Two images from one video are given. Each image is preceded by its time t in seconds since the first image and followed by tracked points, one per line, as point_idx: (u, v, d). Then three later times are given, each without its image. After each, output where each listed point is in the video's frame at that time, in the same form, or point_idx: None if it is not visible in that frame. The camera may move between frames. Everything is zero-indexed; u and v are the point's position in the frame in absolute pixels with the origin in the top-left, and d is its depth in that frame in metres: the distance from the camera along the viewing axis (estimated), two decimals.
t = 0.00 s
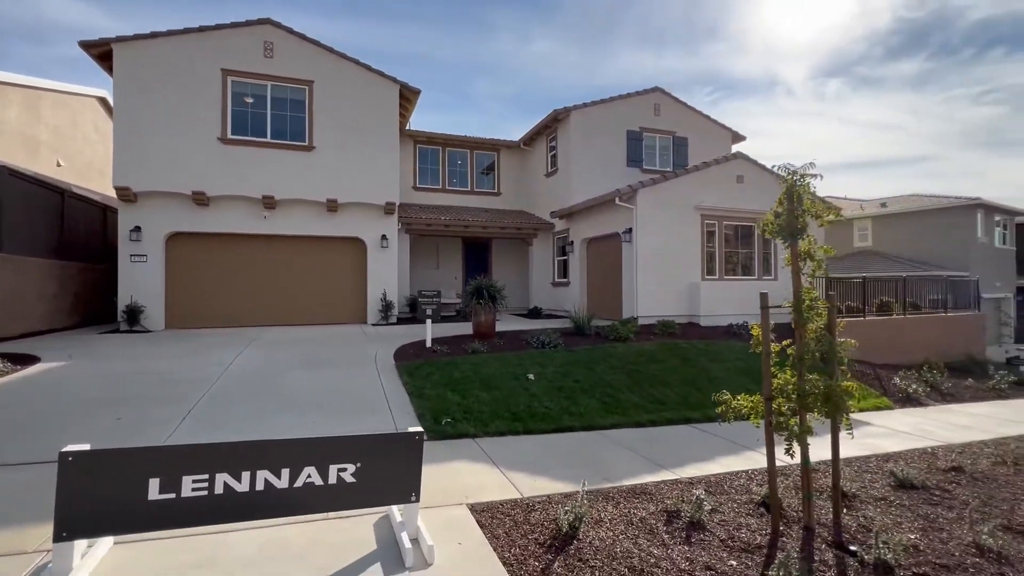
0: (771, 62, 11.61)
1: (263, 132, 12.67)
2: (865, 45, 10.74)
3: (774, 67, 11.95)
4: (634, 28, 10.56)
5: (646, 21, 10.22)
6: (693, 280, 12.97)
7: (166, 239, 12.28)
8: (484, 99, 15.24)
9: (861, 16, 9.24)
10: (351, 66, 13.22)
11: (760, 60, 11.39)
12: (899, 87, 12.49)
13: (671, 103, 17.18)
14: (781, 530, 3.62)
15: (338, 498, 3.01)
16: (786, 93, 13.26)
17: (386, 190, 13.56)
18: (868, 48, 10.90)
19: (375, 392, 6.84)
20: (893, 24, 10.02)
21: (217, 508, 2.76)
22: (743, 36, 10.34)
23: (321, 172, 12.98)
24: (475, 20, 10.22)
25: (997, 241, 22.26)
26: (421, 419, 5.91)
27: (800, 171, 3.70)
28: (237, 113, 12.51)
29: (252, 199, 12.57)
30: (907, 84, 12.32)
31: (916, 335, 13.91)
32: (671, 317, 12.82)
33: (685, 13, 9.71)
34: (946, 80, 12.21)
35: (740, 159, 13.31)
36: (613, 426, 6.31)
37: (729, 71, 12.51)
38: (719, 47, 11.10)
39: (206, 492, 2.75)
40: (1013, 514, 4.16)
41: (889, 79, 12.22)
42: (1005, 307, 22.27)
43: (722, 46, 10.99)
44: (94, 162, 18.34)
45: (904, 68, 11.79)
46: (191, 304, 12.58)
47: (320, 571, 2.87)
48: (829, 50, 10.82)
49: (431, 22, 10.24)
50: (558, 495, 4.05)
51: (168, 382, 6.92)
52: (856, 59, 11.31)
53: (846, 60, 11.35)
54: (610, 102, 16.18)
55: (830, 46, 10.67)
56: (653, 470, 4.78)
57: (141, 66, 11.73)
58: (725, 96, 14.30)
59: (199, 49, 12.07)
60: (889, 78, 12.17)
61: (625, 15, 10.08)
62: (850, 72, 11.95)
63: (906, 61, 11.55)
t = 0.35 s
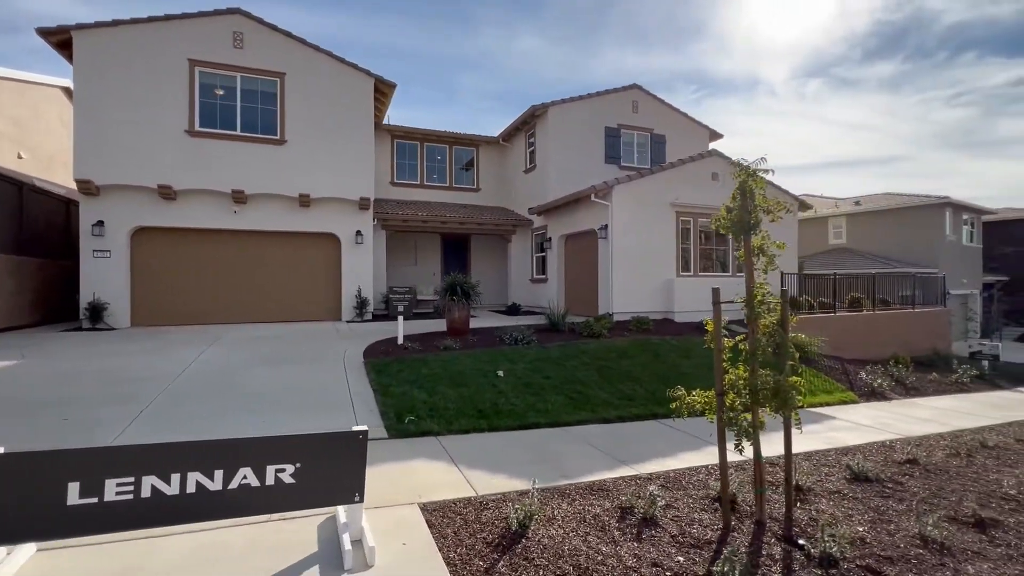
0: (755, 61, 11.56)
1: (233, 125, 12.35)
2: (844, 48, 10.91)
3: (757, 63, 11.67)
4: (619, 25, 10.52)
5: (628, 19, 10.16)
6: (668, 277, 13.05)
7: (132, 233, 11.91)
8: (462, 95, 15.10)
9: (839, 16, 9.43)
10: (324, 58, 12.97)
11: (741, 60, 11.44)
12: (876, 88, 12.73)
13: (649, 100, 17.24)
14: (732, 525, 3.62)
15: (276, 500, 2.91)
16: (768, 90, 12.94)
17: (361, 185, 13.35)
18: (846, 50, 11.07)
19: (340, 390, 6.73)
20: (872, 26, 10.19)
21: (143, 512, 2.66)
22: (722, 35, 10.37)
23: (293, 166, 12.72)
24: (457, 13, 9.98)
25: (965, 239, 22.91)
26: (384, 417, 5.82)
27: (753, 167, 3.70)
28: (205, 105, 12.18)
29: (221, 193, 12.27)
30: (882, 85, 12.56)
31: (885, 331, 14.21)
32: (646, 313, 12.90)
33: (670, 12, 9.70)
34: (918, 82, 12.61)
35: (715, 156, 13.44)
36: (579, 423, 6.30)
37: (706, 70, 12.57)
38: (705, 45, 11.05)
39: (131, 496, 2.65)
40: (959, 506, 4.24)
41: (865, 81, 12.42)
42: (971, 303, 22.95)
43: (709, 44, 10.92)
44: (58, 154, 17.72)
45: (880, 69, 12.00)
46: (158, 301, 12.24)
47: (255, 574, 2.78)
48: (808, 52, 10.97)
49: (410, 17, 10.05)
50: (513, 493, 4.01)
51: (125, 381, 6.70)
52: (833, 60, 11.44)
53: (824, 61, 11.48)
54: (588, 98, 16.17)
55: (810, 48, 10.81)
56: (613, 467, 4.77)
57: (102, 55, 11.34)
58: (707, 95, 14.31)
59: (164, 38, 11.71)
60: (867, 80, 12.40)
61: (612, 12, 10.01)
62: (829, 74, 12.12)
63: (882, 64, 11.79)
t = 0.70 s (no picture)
0: (740, 62, 11.64)
1: (203, 116, 12.03)
2: (826, 48, 11.07)
3: (744, 66, 11.96)
4: (607, 22, 10.40)
5: (614, 17, 10.12)
6: (646, 272, 13.07)
7: (96, 227, 11.55)
8: (442, 90, 14.92)
9: (823, 17, 9.54)
10: (299, 48, 12.68)
11: (729, 58, 11.43)
12: (858, 88, 12.83)
13: (630, 95, 17.24)
14: (687, 519, 3.58)
15: (207, 499, 2.80)
16: (752, 93, 13.40)
17: (337, 179, 13.12)
18: (829, 50, 11.22)
19: (305, 386, 6.58)
20: (855, 27, 10.34)
21: (59, 513, 2.55)
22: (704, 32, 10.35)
23: (266, 158, 12.45)
24: (436, 7, 9.80)
25: (939, 236, 23.38)
26: (346, 413, 5.69)
27: (709, 156, 3.64)
28: (173, 95, 11.84)
29: (191, 186, 11.94)
30: (864, 85, 12.69)
31: (860, 325, 14.43)
32: (623, 309, 12.91)
33: (659, 12, 9.70)
34: (900, 83, 12.74)
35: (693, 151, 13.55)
36: (547, 417, 6.24)
37: (688, 67, 12.56)
38: (693, 44, 11.05)
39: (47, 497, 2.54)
40: (914, 496, 4.28)
41: (848, 81, 12.55)
42: (944, 298, 23.48)
43: (697, 43, 10.92)
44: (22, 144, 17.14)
45: (863, 70, 12.13)
46: (125, 297, 11.91)
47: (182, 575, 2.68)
48: (792, 52, 11.10)
49: (388, 10, 9.84)
50: (469, 489, 3.93)
51: (78, 379, 6.47)
52: (817, 60, 11.52)
53: (808, 60, 11.55)
54: (569, 93, 16.12)
55: (794, 48, 10.92)
56: (574, 461, 4.71)
57: (64, 42, 10.95)
58: (694, 93, 14.29)
59: (130, 25, 11.34)
60: (850, 81, 12.59)
61: (600, 12, 10.01)
62: (813, 74, 12.28)
63: (865, 64, 11.90)
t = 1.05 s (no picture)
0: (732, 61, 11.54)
1: (175, 108, 11.71)
2: (813, 47, 11.11)
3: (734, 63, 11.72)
4: (598, 19, 10.24)
5: (602, 14, 10.00)
6: (629, 269, 13.03)
7: (64, 223, 11.20)
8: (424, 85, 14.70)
9: (810, 15, 9.53)
10: (276, 41, 12.41)
11: (720, 57, 11.39)
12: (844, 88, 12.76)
13: (615, 92, 17.18)
14: (646, 521, 3.50)
15: (135, 506, 2.72)
16: (742, 90, 13.15)
17: (315, 174, 12.88)
18: (816, 49, 11.25)
19: (270, 385, 6.41)
20: (842, 26, 10.37)
21: None
22: (690, 31, 10.29)
23: (241, 153, 12.18)
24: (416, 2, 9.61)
25: (920, 234, 23.65)
26: (310, 413, 5.54)
27: (669, 149, 3.55)
28: (144, 87, 11.52)
29: (163, 180, 11.63)
30: (850, 86, 12.75)
31: (840, 322, 14.51)
32: (605, 306, 12.87)
33: (649, 9, 9.60)
34: (887, 84, 12.81)
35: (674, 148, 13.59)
36: (519, 416, 6.14)
37: (673, 65, 12.50)
38: (684, 43, 10.95)
39: None
40: (878, 494, 4.26)
41: (835, 81, 12.61)
42: (924, 296, 23.79)
43: (689, 42, 10.83)
44: None
45: (850, 70, 12.21)
46: (95, 294, 11.59)
47: None
48: (781, 51, 11.11)
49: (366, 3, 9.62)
50: (426, 492, 3.82)
51: (34, 379, 6.24)
52: (805, 59, 11.55)
53: (797, 60, 11.60)
54: (553, 89, 16.02)
55: (782, 47, 10.92)
56: (540, 461, 4.62)
57: (28, 30, 10.60)
58: (683, 93, 14.22)
59: (98, 15, 11.00)
60: (837, 81, 12.66)
61: (590, 9, 9.87)
62: (800, 73, 12.30)
63: (852, 63, 11.97)
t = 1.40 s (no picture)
0: (727, 58, 11.36)
1: (152, 101, 11.44)
2: (807, 46, 11.04)
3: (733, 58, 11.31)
4: (593, 16, 10.07)
5: (594, 12, 9.84)
6: (615, 266, 12.94)
7: (36, 217, 10.92)
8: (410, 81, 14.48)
9: (801, 14, 9.46)
10: (256, 33, 12.16)
11: (715, 56, 11.29)
12: (838, 88, 12.94)
13: (604, 88, 17.06)
14: (610, 522, 3.38)
15: (59, 511, 2.59)
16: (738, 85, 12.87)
17: (297, 169, 12.65)
18: (809, 48, 11.19)
19: (239, 383, 6.25)
20: (835, 26, 10.31)
21: None
22: (681, 28, 10.17)
23: (221, 147, 11.93)
24: None
25: (908, 232, 23.76)
26: (277, 412, 5.37)
27: (636, 138, 3.43)
28: (119, 79, 11.24)
29: (139, 174, 11.36)
30: (842, 85, 12.72)
31: (827, 319, 14.49)
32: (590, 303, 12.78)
33: (643, 8, 9.47)
34: (879, 83, 12.78)
35: (661, 144, 13.51)
36: (494, 414, 6.02)
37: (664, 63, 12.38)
38: (679, 42, 10.81)
39: None
40: (852, 493, 4.17)
41: (827, 80, 12.58)
42: (911, 293, 23.93)
43: (683, 40, 10.69)
44: None
45: (843, 69, 12.20)
46: (69, 290, 11.32)
47: None
48: (774, 50, 11.04)
49: None
50: (385, 493, 3.69)
51: None
52: (798, 58, 11.49)
53: (790, 59, 11.57)
54: (540, 84, 15.86)
55: (775, 46, 10.85)
56: (508, 461, 4.50)
57: None
58: (677, 91, 14.09)
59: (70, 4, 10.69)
60: (829, 79, 12.63)
61: (583, 8, 9.70)
62: (793, 72, 12.24)
63: (845, 63, 11.94)
